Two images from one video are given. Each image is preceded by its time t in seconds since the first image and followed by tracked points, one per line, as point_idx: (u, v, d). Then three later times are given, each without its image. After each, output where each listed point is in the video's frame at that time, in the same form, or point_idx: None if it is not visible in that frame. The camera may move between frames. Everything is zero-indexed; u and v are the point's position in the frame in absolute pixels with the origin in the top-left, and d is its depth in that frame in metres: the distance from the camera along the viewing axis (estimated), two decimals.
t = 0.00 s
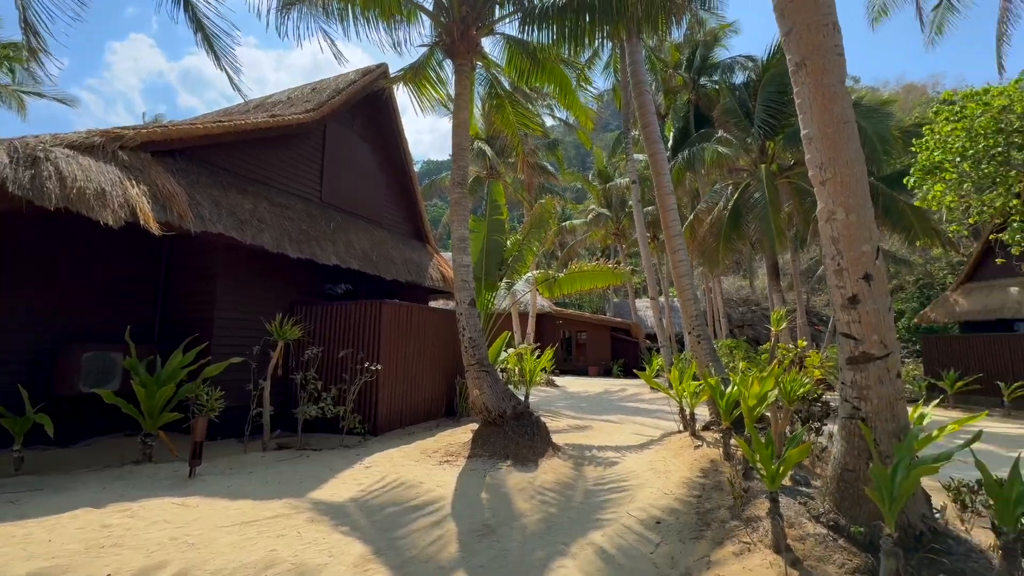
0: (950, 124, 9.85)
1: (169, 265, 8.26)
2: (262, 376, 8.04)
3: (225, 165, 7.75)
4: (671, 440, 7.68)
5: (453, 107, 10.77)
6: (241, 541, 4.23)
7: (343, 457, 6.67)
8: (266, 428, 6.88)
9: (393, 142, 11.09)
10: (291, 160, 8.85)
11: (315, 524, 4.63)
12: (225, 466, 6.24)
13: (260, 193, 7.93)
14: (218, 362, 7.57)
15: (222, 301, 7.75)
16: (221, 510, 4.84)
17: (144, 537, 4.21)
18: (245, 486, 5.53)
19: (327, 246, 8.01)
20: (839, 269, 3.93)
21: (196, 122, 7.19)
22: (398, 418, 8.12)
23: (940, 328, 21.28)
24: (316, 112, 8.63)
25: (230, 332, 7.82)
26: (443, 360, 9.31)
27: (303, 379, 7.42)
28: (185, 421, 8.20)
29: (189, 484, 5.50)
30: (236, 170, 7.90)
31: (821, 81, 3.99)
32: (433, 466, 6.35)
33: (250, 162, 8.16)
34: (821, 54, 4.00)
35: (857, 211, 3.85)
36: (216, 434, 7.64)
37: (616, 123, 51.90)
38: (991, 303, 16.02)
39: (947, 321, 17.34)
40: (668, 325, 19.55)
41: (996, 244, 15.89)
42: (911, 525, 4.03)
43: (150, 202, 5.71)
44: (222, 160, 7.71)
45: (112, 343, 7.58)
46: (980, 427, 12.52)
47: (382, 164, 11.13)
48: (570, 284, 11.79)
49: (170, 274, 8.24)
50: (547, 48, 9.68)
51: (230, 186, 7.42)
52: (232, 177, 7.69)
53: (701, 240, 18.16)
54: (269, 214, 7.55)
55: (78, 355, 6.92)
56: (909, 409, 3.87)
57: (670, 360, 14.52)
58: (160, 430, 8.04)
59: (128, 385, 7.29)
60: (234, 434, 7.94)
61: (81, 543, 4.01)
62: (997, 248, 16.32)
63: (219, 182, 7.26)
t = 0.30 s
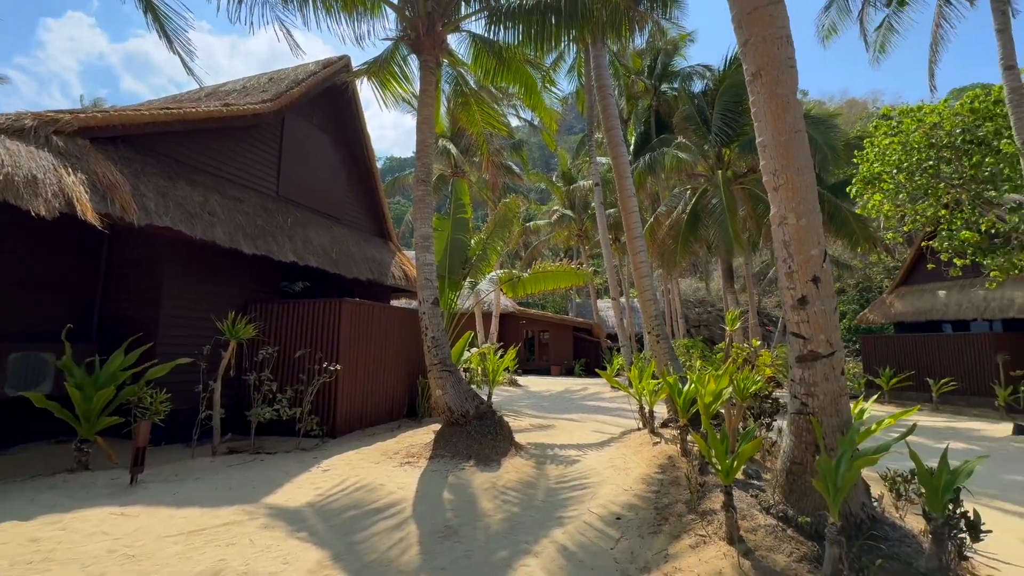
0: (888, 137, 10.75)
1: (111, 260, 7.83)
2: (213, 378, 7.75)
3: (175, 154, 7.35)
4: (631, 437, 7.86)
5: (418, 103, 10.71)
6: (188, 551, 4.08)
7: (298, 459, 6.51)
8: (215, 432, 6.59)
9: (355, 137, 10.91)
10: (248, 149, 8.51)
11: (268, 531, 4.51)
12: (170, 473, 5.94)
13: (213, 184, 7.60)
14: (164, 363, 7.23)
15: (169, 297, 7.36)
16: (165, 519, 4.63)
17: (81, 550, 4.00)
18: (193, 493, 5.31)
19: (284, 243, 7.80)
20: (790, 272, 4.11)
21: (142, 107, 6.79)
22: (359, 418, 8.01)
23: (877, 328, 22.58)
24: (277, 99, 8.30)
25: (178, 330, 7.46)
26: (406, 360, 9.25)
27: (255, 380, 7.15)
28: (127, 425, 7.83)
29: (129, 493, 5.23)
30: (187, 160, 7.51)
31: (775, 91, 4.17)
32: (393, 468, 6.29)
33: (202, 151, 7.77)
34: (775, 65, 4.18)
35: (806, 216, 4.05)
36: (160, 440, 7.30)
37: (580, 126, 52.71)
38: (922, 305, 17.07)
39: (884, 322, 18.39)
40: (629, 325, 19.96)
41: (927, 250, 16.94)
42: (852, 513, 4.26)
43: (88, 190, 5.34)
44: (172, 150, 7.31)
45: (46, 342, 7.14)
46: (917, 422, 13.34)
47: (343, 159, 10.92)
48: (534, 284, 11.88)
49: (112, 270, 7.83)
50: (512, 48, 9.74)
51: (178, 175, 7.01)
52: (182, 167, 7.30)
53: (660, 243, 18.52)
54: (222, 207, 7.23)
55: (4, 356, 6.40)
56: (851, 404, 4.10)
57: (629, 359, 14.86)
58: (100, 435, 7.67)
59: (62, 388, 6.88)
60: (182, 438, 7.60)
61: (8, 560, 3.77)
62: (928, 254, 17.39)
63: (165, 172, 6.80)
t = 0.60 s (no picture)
0: (838, 151, 13.79)
1: (47, 253, 7.30)
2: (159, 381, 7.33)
3: (124, 143, 6.95)
4: (596, 438, 7.91)
5: (384, 100, 10.57)
6: (128, 565, 3.75)
7: (254, 464, 6.24)
8: (162, 437, 6.23)
9: (317, 131, 10.66)
10: (204, 140, 8.16)
11: (218, 541, 4.22)
12: (109, 481, 5.51)
13: (165, 175, 7.23)
14: (105, 364, 6.78)
15: (114, 294, 6.95)
16: (102, 531, 4.20)
17: (2, 566, 3.55)
18: (136, 502, 4.91)
19: (240, 238, 7.52)
20: (753, 272, 4.19)
21: (87, 91, 6.37)
22: (319, 422, 7.77)
23: (825, 331, 23.66)
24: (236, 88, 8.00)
25: (122, 329, 7.04)
26: (369, 361, 9.08)
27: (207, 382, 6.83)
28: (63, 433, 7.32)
29: (61, 504, 4.79)
30: (136, 150, 7.11)
31: (741, 95, 4.26)
32: (355, 471, 6.09)
33: (154, 141, 7.38)
34: (742, 70, 4.27)
35: (769, 218, 4.14)
36: (100, 447, 6.82)
37: (548, 131, 53.18)
38: (866, 310, 17.86)
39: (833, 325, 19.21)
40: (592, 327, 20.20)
41: (872, 257, 17.77)
42: (810, 508, 4.35)
43: (22, 176, 4.86)
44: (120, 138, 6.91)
45: None
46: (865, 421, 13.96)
47: (305, 154, 10.64)
48: (501, 284, 11.82)
49: (47, 264, 7.29)
50: (482, 47, 9.73)
51: (125, 165, 6.61)
52: (130, 157, 6.90)
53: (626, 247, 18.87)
54: (173, 199, 6.89)
55: None
56: (810, 402, 4.20)
57: (593, 360, 15.04)
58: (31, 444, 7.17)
59: None
60: (124, 446, 7.13)
61: None
62: (873, 261, 18.22)
63: (111, 161, 6.39)
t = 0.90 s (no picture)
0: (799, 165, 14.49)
1: None
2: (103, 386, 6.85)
3: (68, 131, 6.50)
4: (568, 443, 7.80)
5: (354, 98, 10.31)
6: None
7: (208, 475, 5.87)
8: (104, 447, 5.80)
9: (282, 127, 10.31)
10: (158, 131, 7.75)
11: (165, 562, 3.89)
12: (43, 497, 5.08)
13: (114, 167, 6.81)
14: (41, 369, 6.28)
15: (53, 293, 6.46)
16: (31, 554, 3.83)
17: None
18: (73, 520, 4.52)
19: (196, 236, 7.14)
20: (732, 275, 4.14)
21: (27, 74, 5.92)
22: (280, 429, 7.43)
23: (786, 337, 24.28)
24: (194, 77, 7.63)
25: (61, 330, 6.55)
26: (334, 365, 8.77)
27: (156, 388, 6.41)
28: None
29: None
30: (82, 139, 6.67)
31: (721, 97, 4.21)
32: (318, 482, 5.80)
33: (103, 130, 6.96)
34: (722, 71, 4.22)
35: (748, 221, 4.10)
36: (34, 459, 6.31)
37: (520, 136, 53.40)
38: (823, 316, 18.35)
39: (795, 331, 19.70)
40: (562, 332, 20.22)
41: (831, 266, 18.33)
42: (786, 514, 4.31)
43: None
44: (64, 125, 6.46)
45: None
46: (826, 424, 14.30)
47: (269, 150, 10.28)
48: (473, 287, 11.61)
49: None
50: (456, 47, 9.60)
51: (69, 153, 6.17)
52: (75, 145, 6.46)
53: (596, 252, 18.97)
54: (122, 192, 6.48)
55: None
56: (786, 406, 4.17)
57: (563, 365, 15.00)
58: None
59: None
60: (62, 457, 6.62)
61: None
62: (831, 270, 18.79)
63: (53, 149, 5.94)
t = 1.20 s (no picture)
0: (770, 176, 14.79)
1: None
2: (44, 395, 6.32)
3: (12, 118, 6.02)
4: (546, 452, 7.58)
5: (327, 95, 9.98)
6: None
7: (161, 492, 5.44)
8: (42, 463, 5.32)
9: (250, 123, 9.88)
10: (113, 122, 7.29)
11: None
12: None
13: (63, 157, 6.34)
14: None
15: None
16: None
17: None
18: (4, 546, 4.08)
19: (153, 234, 6.70)
20: (723, 283, 4.01)
21: None
22: (242, 439, 7.02)
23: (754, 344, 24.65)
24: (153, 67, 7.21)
25: None
26: (301, 373, 8.38)
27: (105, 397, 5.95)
28: None
29: None
30: (27, 126, 6.19)
31: (713, 100, 4.09)
32: (283, 498, 5.43)
33: (52, 118, 6.48)
34: (715, 73, 4.10)
35: (740, 227, 3.97)
36: None
37: (495, 142, 53.37)
38: (790, 324, 18.63)
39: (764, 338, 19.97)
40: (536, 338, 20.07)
41: (798, 275, 18.67)
42: (775, 528, 4.16)
43: None
44: (7, 111, 5.98)
45: None
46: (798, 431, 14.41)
47: (236, 146, 9.84)
48: (448, 291, 11.33)
49: None
50: (434, 45, 9.38)
51: (11, 141, 5.69)
52: (20, 133, 5.99)
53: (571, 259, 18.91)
54: (70, 185, 6.03)
55: None
56: (776, 418, 4.04)
57: (537, 371, 14.81)
58: None
59: None
60: None
61: None
62: (798, 279, 19.12)
63: None
